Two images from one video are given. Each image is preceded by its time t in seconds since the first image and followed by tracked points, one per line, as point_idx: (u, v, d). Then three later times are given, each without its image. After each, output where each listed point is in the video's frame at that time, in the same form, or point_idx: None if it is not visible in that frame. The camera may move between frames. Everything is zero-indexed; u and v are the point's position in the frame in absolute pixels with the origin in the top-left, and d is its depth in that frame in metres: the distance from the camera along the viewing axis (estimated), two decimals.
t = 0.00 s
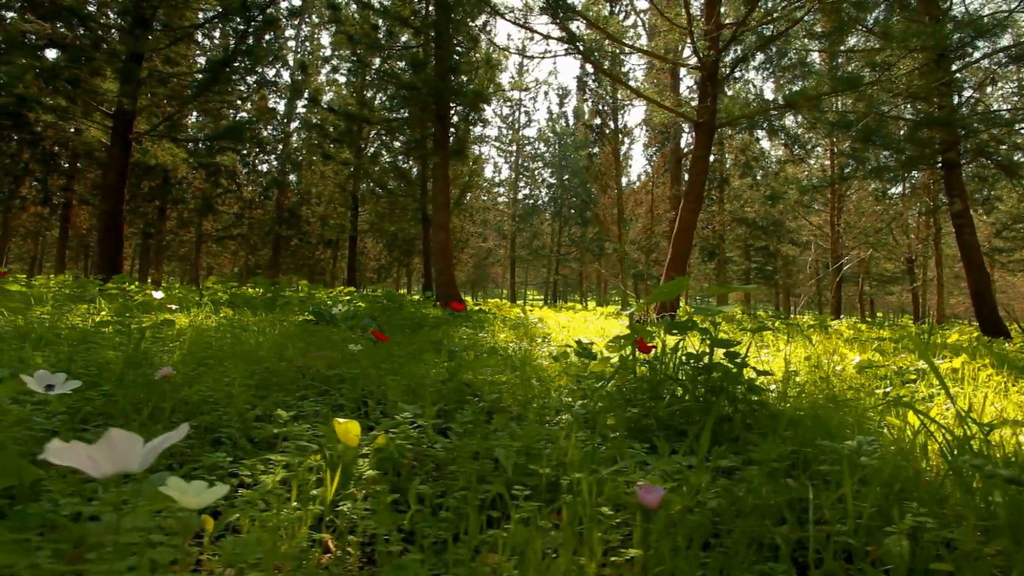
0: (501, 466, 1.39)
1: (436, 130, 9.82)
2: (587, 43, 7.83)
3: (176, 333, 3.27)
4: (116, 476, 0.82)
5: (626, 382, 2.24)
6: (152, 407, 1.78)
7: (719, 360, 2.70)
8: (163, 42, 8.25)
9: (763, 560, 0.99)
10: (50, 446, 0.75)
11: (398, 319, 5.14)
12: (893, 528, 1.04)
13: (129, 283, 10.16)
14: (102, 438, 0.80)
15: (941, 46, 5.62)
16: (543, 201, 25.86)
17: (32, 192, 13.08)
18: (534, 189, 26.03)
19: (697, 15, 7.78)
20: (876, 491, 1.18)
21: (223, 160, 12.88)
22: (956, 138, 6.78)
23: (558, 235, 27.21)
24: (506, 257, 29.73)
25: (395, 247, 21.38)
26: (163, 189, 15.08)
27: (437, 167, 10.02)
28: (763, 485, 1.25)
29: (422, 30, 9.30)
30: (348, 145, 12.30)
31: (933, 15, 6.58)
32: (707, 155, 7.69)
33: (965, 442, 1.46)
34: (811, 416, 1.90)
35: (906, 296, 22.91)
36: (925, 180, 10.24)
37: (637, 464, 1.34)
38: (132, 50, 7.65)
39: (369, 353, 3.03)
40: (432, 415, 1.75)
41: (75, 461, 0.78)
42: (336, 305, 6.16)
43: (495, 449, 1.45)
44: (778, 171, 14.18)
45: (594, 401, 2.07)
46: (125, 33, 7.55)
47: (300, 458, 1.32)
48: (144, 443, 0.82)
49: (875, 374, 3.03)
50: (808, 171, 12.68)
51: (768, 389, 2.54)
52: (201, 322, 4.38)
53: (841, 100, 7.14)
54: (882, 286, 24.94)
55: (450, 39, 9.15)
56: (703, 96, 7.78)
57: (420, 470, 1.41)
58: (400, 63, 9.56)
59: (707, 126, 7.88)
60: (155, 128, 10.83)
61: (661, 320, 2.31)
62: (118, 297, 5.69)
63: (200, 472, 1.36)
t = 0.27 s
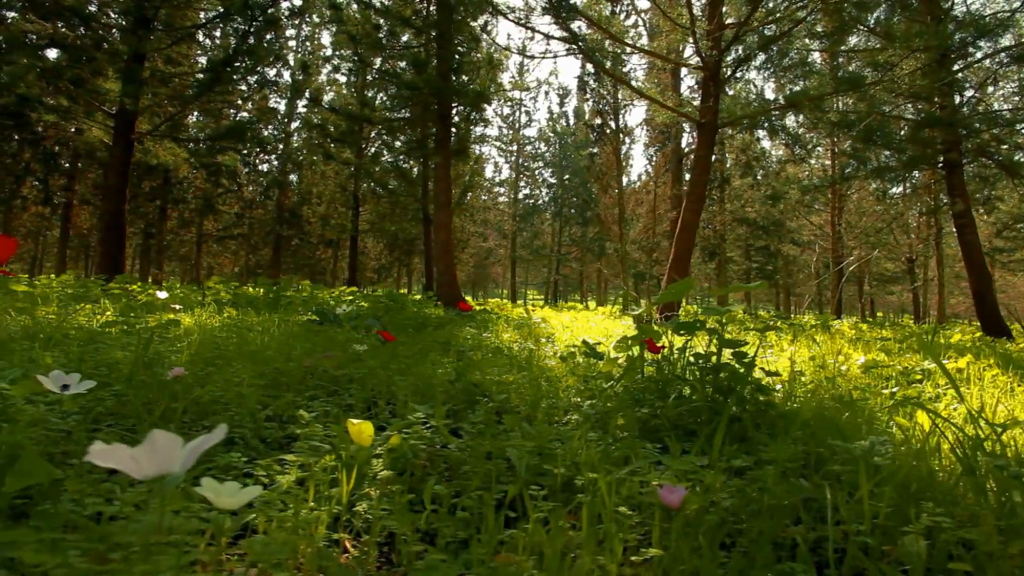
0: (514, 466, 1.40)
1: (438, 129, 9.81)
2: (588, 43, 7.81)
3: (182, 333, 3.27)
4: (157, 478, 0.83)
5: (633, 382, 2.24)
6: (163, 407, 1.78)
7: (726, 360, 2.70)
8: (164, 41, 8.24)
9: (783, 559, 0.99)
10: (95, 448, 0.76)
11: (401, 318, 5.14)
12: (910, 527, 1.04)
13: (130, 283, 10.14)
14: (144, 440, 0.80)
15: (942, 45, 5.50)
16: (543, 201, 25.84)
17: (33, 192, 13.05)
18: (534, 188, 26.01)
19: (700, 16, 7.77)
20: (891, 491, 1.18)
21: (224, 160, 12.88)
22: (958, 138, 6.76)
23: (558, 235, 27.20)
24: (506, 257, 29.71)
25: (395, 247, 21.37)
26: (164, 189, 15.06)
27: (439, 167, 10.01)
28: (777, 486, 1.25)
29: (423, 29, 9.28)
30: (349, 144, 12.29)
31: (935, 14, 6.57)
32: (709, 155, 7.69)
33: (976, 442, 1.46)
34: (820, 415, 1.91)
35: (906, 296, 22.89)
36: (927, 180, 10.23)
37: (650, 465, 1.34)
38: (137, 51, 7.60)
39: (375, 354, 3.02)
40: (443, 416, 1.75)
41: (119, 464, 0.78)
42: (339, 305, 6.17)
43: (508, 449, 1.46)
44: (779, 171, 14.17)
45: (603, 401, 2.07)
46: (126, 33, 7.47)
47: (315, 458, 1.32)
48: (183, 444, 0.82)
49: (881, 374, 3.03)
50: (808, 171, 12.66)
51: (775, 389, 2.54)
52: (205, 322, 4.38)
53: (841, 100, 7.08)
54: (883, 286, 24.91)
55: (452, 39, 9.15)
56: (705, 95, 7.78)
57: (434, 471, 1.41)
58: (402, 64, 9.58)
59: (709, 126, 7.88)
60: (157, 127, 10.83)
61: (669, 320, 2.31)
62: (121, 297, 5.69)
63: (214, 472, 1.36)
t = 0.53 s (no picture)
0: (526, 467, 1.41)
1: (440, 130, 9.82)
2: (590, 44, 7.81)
3: (188, 333, 3.28)
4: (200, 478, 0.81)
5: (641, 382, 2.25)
6: (176, 408, 1.79)
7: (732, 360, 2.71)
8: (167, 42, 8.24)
9: (797, 559, 1.00)
10: (137, 450, 0.74)
11: (405, 319, 5.15)
12: (922, 527, 1.06)
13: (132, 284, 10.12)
14: (186, 438, 0.78)
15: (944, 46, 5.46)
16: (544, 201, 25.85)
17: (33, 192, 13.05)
18: (534, 188, 26.01)
19: (702, 16, 7.76)
20: (903, 492, 1.19)
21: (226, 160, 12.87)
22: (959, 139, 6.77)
23: (558, 235, 27.20)
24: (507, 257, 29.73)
25: (395, 248, 21.35)
26: (165, 189, 15.08)
27: (440, 167, 10.00)
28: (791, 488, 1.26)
29: (425, 30, 9.29)
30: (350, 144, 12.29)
31: (937, 15, 6.59)
32: (712, 155, 7.69)
33: (986, 443, 1.47)
34: (827, 416, 1.92)
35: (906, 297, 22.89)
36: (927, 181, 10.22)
37: (661, 467, 1.36)
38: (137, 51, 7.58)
39: (382, 354, 3.04)
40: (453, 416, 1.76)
41: (162, 465, 0.77)
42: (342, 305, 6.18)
43: (520, 450, 1.47)
44: (780, 171, 14.17)
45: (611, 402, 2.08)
46: (128, 33, 7.49)
47: (329, 459, 1.33)
48: (224, 443, 0.79)
49: (887, 375, 3.04)
50: (809, 171, 12.66)
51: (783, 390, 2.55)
52: (210, 322, 4.40)
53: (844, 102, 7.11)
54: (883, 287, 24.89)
55: (453, 39, 9.15)
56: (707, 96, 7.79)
57: (448, 472, 1.42)
58: (403, 64, 9.63)
59: (711, 127, 7.89)
60: (158, 127, 10.82)
61: (676, 321, 2.32)
62: (125, 297, 5.70)
63: (228, 475, 1.36)
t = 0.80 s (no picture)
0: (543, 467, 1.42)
1: (442, 130, 9.83)
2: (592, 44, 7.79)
3: (195, 334, 3.29)
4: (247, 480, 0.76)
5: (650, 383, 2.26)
6: (190, 409, 1.80)
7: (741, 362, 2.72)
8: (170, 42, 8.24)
9: (818, 558, 1.02)
10: (183, 453, 0.70)
11: (409, 319, 5.15)
12: (939, 527, 1.07)
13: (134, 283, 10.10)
14: (234, 439, 0.73)
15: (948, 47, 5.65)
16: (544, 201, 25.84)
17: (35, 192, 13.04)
18: (535, 188, 26.01)
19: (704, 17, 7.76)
20: (920, 492, 1.20)
21: (227, 160, 12.86)
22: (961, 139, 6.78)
23: (559, 236, 27.20)
24: (507, 257, 29.73)
25: (396, 248, 21.35)
26: (166, 189, 15.07)
27: (443, 167, 10.00)
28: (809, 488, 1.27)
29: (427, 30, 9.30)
30: (352, 145, 12.30)
31: (939, 15, 6.61)
32: (715, 156, 7.69)
33: (1001, 445, 1.48)
34: (836, 416, 1.93)
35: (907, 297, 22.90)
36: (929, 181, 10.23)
37: (677, 468, 1.37)
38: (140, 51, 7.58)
39: (389, 354, 3.05)
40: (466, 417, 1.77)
41: (209, 467, 0.72)
42: (344, 305, 6.18)
43: (534, 450, 1.48)
44: (781, 171, 14.19)
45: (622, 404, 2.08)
46: (130, 33, 7.36)
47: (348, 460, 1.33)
48: (271, 443, 0.74)
49: (892, 375, 3.05)
50: (810, 171, 12.67)
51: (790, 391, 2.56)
52: (214, 322, 4.40)
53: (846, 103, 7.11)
54: (883, 287, 24.92)
55: (456, 39, 9.16)
56: (710, 96, 7.79)
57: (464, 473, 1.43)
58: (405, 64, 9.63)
59: (714, 127, 7.89)
60: (160, 127, 10.82)
61: (686, 323, 2.33)
62: (128, 297, 5.70)
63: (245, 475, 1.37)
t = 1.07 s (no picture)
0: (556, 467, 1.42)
1: (443, 131, 9.83)
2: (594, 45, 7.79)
3: (201, 334, 3.29)
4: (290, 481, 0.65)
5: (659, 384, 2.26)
6: (200, 409, 1.80)
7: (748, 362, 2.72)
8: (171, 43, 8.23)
9: (834, 558, 1.03)
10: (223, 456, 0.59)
11: (412, 320, 5.16)
12: (954, 529, 1.08)
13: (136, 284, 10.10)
14: (277, 438, 0.62)
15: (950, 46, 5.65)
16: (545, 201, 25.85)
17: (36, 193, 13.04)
18: (535, 189, 26.01)
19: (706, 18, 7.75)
20: (934, 494, 1.21)
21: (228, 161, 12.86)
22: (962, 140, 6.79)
23: (559, 236, 27.21)
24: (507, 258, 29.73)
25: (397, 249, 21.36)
26: (167, 190, 15.07)
27: (444, 168, 10.01)
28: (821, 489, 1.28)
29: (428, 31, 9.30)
30: (353, 145, 12.30)
31: (940, 15, 6.62)
32: (717, 156, 7.69)
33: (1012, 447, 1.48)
34: (846, 418, 1.93)
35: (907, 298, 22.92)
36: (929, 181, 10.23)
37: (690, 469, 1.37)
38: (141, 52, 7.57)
39: (396, 355, 3.05)
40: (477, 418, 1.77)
41: (248, 469, 0.61)
42: (347, 306, 6.18)
43: (547, 451, 1.48)
44: (781, 172, 14.20)
45: (631, 405, 2.09)
46: (132, 34, 7.33)
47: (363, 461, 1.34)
48: (319, 440, 0.63)
49: (898, 375, 3.06)
50: (810, 171, 12.67)
51: (798, 391, 2.56)
52: (218, 323, 4.40)
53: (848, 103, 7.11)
54: (883, 287, 24.93)
55: (456, 40, 9.16)
56: (712, 97, 7.79)
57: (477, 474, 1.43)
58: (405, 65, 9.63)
59: (716, 128, 7.89)
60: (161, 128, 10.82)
61: (695, 323, 2.33)
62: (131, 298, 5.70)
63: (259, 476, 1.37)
